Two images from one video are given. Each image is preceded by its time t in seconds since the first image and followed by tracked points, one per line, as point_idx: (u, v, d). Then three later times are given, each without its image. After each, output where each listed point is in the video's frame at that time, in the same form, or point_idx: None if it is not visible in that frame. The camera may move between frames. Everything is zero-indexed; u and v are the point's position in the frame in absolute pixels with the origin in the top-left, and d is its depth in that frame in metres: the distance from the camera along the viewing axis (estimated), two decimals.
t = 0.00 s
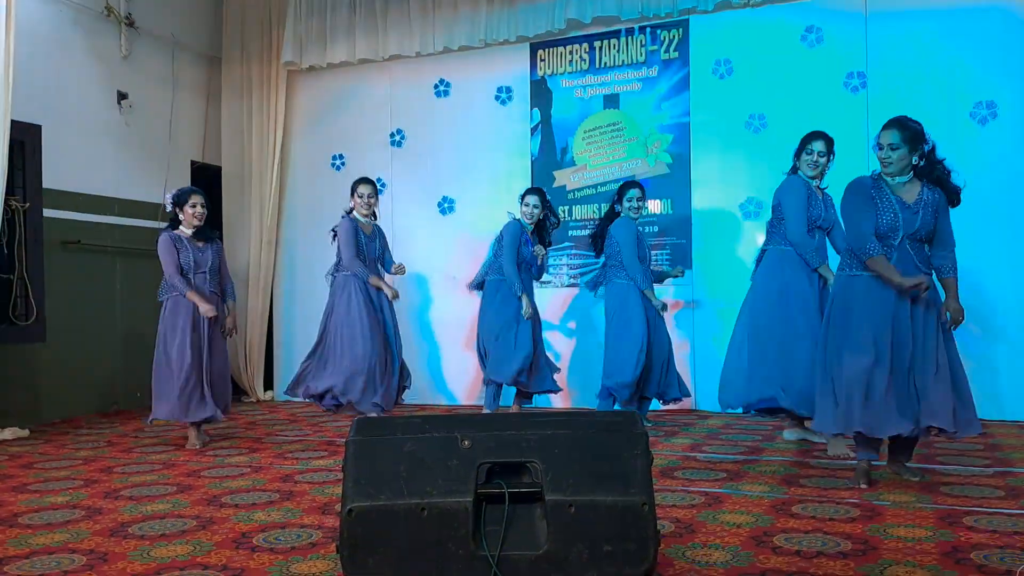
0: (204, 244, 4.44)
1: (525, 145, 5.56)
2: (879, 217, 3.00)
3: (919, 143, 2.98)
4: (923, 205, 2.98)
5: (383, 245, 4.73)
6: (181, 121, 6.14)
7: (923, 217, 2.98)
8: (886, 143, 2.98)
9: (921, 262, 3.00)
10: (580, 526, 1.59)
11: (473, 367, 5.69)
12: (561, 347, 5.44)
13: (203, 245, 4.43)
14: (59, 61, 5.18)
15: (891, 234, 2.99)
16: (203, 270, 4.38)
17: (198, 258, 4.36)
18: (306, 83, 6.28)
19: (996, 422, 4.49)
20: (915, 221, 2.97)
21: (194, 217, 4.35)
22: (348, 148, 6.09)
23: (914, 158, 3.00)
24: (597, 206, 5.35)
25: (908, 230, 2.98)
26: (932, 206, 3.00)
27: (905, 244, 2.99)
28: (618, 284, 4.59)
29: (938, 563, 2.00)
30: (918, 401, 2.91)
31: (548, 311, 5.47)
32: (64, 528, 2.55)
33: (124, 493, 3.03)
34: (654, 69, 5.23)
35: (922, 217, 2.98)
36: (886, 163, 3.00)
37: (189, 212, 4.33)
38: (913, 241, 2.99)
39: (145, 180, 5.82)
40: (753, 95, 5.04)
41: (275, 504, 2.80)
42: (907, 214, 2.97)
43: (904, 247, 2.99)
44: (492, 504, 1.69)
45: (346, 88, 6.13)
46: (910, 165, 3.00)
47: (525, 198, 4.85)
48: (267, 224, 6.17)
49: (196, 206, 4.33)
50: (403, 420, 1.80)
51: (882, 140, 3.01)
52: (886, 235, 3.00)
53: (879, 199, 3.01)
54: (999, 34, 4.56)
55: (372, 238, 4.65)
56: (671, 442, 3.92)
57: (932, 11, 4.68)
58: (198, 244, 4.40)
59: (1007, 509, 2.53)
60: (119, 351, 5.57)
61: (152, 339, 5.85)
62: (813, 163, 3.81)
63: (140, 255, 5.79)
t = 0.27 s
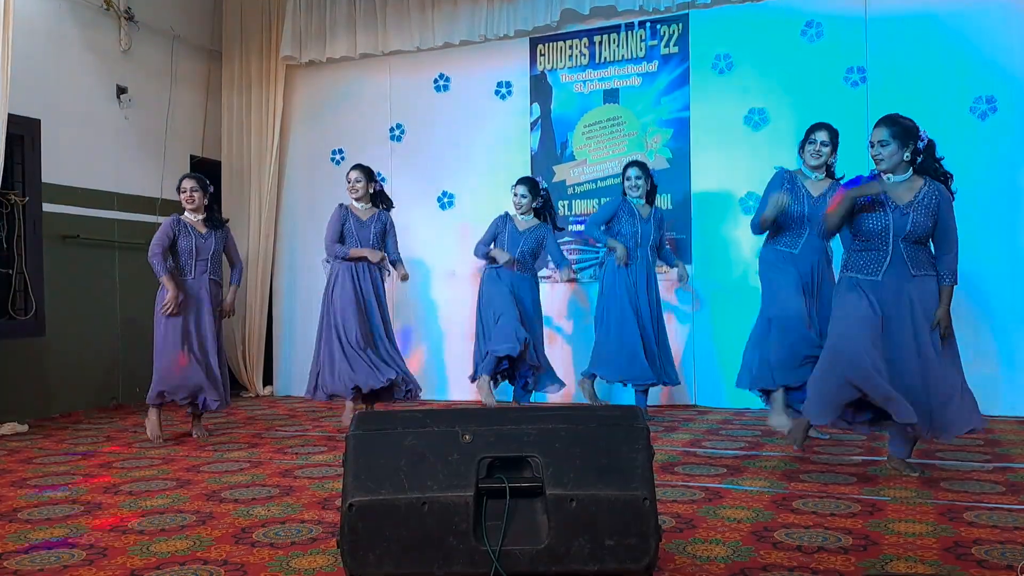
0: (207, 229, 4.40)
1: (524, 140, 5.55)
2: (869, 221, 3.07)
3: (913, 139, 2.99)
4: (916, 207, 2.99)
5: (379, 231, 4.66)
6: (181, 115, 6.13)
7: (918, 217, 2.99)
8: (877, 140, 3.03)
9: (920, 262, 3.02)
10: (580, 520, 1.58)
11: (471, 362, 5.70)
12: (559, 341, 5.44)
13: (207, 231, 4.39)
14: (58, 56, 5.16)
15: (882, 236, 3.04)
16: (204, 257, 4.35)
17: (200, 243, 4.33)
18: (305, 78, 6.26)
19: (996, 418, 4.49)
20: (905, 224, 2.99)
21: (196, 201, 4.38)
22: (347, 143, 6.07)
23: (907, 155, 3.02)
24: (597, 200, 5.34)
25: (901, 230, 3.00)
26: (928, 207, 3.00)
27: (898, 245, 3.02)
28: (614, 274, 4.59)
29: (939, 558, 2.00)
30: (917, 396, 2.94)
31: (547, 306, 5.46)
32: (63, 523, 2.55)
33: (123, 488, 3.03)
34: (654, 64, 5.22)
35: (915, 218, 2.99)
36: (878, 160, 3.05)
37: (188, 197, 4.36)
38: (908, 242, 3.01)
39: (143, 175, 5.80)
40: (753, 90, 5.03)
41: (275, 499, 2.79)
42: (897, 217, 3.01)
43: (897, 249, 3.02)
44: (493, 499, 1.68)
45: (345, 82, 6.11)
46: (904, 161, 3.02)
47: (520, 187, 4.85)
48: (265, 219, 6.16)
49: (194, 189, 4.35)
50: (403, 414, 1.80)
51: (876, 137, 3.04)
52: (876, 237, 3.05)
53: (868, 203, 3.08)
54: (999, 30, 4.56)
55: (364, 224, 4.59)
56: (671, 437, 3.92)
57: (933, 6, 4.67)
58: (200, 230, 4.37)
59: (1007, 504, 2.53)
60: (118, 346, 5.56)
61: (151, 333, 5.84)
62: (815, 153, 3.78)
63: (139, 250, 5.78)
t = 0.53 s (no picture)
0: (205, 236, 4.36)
1: (526, 136, 5.54)
2: (861, 210, 3.06)
3: (912, 130, 2.98)
4: (911, 196, 2.99)
5: (376, 231, 4.60)
6: (181, 111, 6.12)
7: (913, 207, 2.98)
8: (877, 129, 3.01)
9: (915, 253, 3.00)
10: (581, 517, 1.58)
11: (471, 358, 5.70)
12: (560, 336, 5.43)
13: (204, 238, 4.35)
14: (58, 51, 5.15)
15: (875, 227, 3.02)
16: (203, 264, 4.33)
17: (196, 250, 4.29)
18: (305, 74, 6.25)
19: (996, 415, 4.49)
20: (899, 212, 2.98)
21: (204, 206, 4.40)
22: (348, 140, 6.07)
23: (905, 145, 3.00)
24: (598, 198, 5.34)
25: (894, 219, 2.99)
26: (924, 196, 2.99)
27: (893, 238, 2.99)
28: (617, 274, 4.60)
29: (940, 555, 2.00)
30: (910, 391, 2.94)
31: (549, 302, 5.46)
32: (64, 519, 2.55)
33: (123, 484, 3.03)
34: (656, 60, 5.21)
35: (909, 208, 2.98)
36: (876, 149, 3.03)
37: (192, 201, 4.37)
38: (902, 231, 2.99)
39: (144, 171, 5.80)
40: (754, 87, 5.02)
41: (275, 496, 2.79)
42: (890, 205, 3.00)
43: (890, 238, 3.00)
44: (494, 496, 1.68)
45: (346, 79, 6.10)
46: (901, 152, 3.00)
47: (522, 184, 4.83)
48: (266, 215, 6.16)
49: (198, 193, 4.36)
50: (405, 411, 1.79)
51: (875, 126, 3.02)
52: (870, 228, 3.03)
53: (861, 191, 3.07)
54: (1001, 27, 4.55)
55: (360, 224, 4.56)
56: (672, 434, 3.91)
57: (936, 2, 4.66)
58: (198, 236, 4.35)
59: (1007, 501, 2.53)
60: (119, 342, 5.56)
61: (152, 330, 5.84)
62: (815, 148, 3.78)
63: (140, 247, 5.77)
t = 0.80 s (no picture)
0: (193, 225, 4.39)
1: (526, 135, 5.54)
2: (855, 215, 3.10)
3: (900, 135, 3.02)
4: (900, 204, 3.01)
5: (367, 231, 4.57)
6: (181, 108, 6.11)
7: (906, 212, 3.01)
8: (865, 136, 3.06)
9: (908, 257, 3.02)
10: (580, 516, 1.58)
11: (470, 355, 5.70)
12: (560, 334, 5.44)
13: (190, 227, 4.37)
14: (58, 48, 5.14)
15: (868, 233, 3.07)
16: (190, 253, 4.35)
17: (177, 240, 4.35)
18: (305, 72, 6.25)
19: (994, 414, 4.50)
20: (888, 220, 3.02)
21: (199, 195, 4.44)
22: (348, 137, 6.06)
23: (894, 151, 3.04)
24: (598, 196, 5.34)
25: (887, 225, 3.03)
26: (913, 202, 3.00)
27: (884, 246, 3.00)
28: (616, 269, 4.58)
29: (938, 553, 2.00)
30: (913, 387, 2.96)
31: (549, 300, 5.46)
32: (61, 517, 2.54)
33: (122, 482, 3.03)
34: (656, 59, 5.21)
35: (898, 215, 3.01)
36: (864, 156, 3.09)
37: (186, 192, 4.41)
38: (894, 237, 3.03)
39: (144, 168, 5.79)
40: (754, 86, 5.02)
41: (274, 493, 2.79)
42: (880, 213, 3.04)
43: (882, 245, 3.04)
44: (493, 494, 1.68)
45: (346, 76, 6.10)
46: (890, 158, 3.05)
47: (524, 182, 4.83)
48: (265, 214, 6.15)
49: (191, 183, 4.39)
50: (404, 409, 1.79)
51: (864, 133, 3.07)
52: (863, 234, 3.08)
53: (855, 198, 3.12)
54: (1001, 27, 4.55)
55: (350, 222, 4.56)
56: (671, 433, 3.92)
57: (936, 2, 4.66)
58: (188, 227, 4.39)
59: (1006, 500, 2.53)
60: (118, 339, 5.56)
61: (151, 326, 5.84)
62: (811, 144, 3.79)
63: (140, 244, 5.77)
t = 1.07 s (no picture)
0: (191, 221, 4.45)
1: (528, 135, 5.55)
2: (850, 207, 3.06)
3: (893, 130, 3.03)
4: (901, 195, 3.05)
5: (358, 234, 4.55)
6: (183, 107, 6.12)
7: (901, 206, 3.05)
8: (860, 133, 3.06)
9: (901, 252, 3.05)
10: (581, 515, 1.59)
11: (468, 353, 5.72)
12: (564, 333, 5.45)
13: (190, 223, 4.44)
14: (61, 46, 5.15)
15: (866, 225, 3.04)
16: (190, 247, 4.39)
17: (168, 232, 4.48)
18: (308, 71, 6.26)
19: (994, 415, 4.51)
20: (891, 210, 3.03)
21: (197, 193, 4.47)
22: (351, 137, 6.07)
23: (889, 146, 3.05)
24: (600, 196, 5.35)
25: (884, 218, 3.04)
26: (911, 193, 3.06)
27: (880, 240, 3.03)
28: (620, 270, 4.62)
29: (936, 554, 2.01)
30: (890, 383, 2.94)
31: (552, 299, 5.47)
32: (62, 515, 2.55)
33: (123, 480, 3.04)
34: (659, 60, 5.21)
35: (899, 206, 3.03)
36: (860, 153, 3.09)
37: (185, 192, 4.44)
38: (893, 228, 3.04)
39: (146, 167, 5.80)
40: (756, 87, 5.02)
41: (275, 493, 2.80)
42: (882, 204, 3.04)
43: (881, 236, 3.04)
44: (494, 493, 1.69)
45: (349, 76, 6.10)
46: (885, 153, 3.06)
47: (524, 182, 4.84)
48: (266, 212, 6.15)
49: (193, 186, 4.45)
50: (405, 409, 1.80)
51: (857, 130, 3.08)
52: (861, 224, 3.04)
53: (852, 188, 3.06)
54: (1003, 28, 4.55)
55: (344, 226, 4.57)
56: (672, 433, 3.92)
57: (939, 3, 4.66)
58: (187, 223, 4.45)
59: (1004, 501, 2.54)
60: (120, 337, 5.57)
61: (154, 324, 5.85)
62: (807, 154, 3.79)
63: (142, 242, 5.78)
